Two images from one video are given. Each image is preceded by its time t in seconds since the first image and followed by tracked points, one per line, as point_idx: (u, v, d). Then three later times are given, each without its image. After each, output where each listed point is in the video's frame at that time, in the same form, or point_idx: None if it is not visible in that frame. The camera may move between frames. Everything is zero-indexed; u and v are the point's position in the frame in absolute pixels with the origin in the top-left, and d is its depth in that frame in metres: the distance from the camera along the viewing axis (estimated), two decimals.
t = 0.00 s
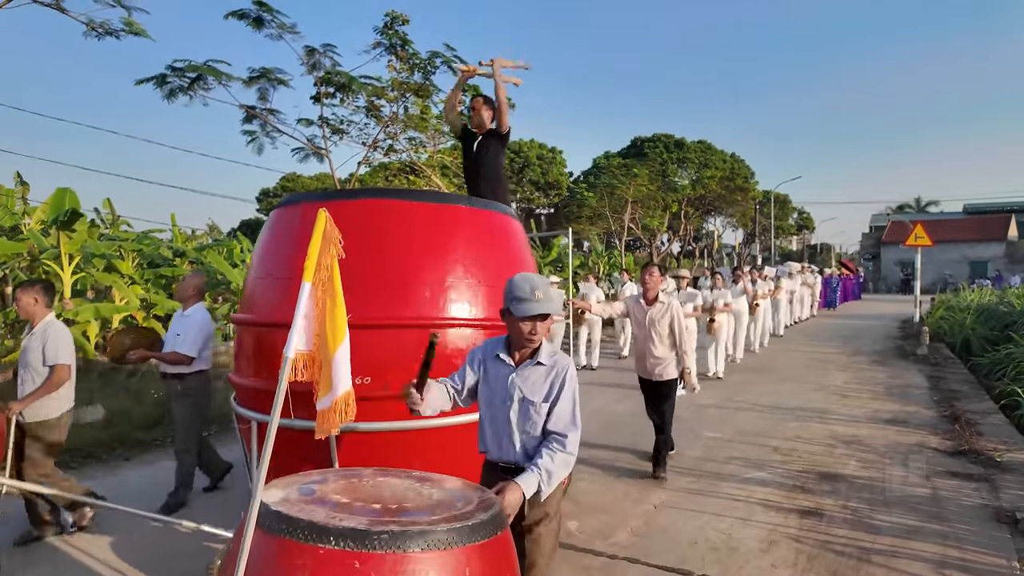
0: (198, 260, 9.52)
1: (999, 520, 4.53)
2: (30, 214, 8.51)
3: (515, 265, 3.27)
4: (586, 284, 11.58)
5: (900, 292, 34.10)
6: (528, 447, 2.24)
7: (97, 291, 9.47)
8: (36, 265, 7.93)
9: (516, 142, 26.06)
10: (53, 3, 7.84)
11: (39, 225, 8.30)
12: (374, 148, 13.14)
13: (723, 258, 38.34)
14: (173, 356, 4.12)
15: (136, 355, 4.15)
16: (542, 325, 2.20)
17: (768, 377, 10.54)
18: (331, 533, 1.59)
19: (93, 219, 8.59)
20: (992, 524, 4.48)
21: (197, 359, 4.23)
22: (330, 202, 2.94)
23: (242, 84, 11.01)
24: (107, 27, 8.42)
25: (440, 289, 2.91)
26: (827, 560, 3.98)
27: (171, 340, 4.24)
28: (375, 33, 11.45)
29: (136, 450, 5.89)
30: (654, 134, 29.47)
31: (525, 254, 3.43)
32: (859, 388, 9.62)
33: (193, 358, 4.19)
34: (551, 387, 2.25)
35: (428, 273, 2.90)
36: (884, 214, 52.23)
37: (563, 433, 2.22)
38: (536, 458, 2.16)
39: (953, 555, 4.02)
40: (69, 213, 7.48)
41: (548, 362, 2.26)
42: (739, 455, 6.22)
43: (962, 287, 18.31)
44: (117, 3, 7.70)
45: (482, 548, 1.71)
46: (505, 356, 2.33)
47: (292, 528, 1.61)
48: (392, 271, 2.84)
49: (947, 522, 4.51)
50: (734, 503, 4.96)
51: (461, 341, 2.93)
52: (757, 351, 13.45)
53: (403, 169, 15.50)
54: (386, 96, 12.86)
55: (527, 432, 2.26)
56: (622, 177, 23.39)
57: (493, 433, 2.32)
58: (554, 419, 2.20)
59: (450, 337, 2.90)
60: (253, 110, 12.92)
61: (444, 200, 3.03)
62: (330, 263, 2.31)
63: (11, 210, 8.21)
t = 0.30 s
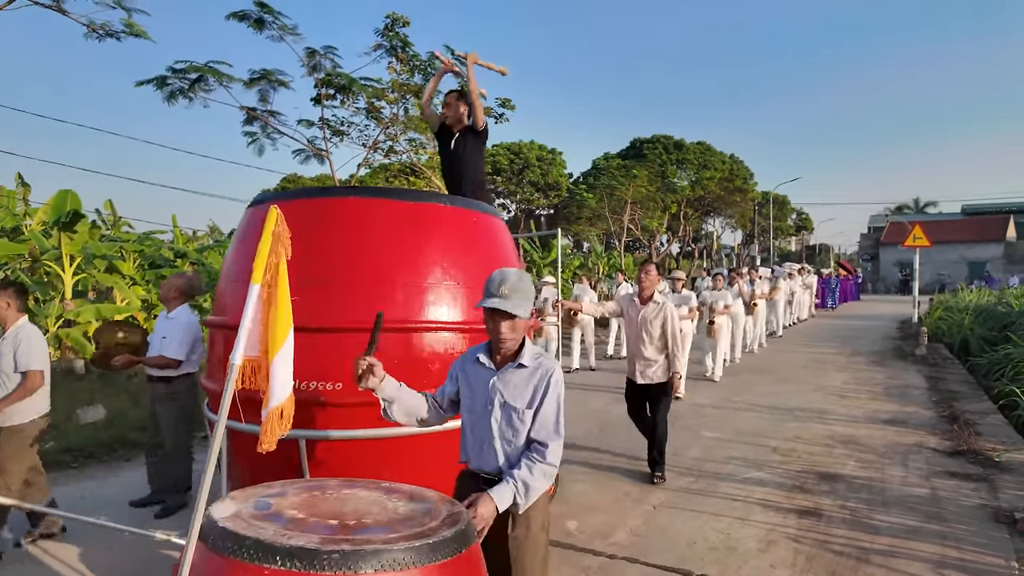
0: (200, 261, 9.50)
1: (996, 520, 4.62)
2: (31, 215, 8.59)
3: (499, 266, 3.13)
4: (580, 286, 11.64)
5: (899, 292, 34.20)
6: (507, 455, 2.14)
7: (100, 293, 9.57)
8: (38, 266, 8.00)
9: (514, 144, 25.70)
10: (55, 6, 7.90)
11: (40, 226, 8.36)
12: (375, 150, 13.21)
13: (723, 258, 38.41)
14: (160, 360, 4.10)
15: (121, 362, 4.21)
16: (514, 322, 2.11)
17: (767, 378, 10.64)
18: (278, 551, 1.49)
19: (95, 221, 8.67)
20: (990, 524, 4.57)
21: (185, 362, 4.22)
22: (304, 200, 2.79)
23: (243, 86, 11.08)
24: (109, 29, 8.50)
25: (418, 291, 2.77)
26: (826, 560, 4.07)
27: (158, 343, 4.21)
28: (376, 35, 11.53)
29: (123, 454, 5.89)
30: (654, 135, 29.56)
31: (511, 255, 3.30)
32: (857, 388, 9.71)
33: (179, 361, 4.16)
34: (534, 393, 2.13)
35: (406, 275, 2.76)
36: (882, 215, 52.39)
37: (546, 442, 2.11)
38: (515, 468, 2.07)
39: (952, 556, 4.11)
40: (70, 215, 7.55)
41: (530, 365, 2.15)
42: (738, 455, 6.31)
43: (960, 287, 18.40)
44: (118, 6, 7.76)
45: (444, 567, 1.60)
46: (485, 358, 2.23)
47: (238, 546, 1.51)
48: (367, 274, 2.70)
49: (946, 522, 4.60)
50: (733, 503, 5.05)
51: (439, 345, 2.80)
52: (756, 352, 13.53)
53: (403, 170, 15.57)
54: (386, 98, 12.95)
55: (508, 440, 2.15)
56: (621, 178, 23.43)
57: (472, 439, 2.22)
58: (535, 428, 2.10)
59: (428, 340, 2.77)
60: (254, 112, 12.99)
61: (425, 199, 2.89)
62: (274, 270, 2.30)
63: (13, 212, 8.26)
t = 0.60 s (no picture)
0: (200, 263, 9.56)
1: (994, 520, 4.67)
2: (31, 215, 8.67)
3: (481, 268, 3.05)
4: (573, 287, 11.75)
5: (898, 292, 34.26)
6: (470, 467, 2.02)
7: (100, 293, 9.61)
8: (37, 267, 8.04)
9: (513, 145, 25.69)
10: (55, 9, 7.94)
11: (40, 227, 8.41)
12: (375, 151, 13.25)
13: (722, 259, 38.47)
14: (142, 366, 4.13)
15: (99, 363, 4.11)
16: (458, 325, 1.99)
17: (765, 378, 10.69)
18: None
19: (95, 222, 8.71)
20: (989, 524, 4.61)
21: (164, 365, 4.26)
22: (276, 198, 2.72)
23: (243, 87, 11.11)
24: (109, 30, 8.53)
25: (393, 292, 2.68)
26: (824, 561, 4.12)
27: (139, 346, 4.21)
28: (376, 36, 11.58)
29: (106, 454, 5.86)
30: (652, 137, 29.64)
31: (494, 258, 3.21)
32: (855, 388, 9.78)
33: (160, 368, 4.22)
34: (494, 400, 2.01)
35: (380, 275, 2.67)
36: (881, 216, 52.31)
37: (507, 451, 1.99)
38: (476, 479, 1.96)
39: (949, 556, 4.16)
40: (69, 216, 7.61)
41: (489, 372, 2.02)
42: (736, 456, 6.35)
43: (959, 288, 18.49)
44: (117, 7, 7.80)
45: None
46: (443, 367, 2.12)
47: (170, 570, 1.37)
48: (339, 274, 2.62)
49: (943, 522, 4.65)
50: (733, 504, 5.09)
51: (414, 349, 2.70)
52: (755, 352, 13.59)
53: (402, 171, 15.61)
54: (386, 99, 12.99)
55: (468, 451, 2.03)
56: (621, 179, 23.49)
57: (433, 453, 2.10)
58: (495, 436, 1.98)
59: (403, 344, 2.68)
60: (253, 113, 13.03)
61: (402, 197, 2.81)
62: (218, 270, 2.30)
63: (13, 213, 8.30)
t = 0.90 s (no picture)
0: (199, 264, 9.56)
1: (993, 521, 4.67)
2: (31, 217, 8.67)
3: (459, 270, 3.05)
4: (568, 288, 11.74)
5: (897, 293, 34.26)
6: (420, 468, 2.02)
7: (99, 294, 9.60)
8: (37, 268, 8.03)
9: (512, 146, 25.72)
10: (55, 10, 7.95)
11: (39, 228, 8.44)
12: (374, 152, 13.26)
13: (721, 260, 38.48)
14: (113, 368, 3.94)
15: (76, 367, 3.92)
16: (407, 321, 2.01)
17: (764, 379, 10.69)
18: None
19: (94, 222, 8.71)
20: (988, 525, 4.62)
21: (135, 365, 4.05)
22: (250, 197, 2.69)
23: (242, 89, 11.12)
24: (109, 32, 8.53)
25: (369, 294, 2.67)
26: (823, 561, 4.12)
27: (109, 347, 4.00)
28: (376, 37, 11.58)
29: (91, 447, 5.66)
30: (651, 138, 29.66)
31: (474, 259, 3.21)
32: (854, 389, 9.78)
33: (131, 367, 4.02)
34: (444, 401, 2.00)
35: (355, 276, 2.66)
36: (881, 217, 52.29)
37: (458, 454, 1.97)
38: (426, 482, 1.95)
39: (948, 556, 4.16)
40: (68, 216, 7.65)
41: (440, 372, 2.02)
42: (735, 457, 6.36)
43: (958, 288, 18.50)
44: (116, 8, 7.78)
45: None
46: (396, 367, 2.13)
47: None
48: (313, 276, 2.60)
49: (942, 523, 4.66)
50: (731, 504, 5.10)
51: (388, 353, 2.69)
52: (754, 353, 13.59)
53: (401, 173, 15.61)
54: (385, 100, 13.01)
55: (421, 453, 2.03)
56: (620, 180, 23.47)
57: (386, 454, 2.11)
58: (445, 438, 1.97)
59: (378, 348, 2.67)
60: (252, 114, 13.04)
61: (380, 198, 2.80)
62: (141, 270, 2.18)
63: (12, 214, 8.30)
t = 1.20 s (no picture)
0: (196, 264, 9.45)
1: (993, 522, 4.57)
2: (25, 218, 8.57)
3: (439, 269, 2.83)
4: (562, 290, 11.64)
5: (897, 295, 34.13)
6: (381, 482, 1.87)
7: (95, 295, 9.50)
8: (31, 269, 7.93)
9: (511, 146, 25.65)
10: (48, 8, 7.86)
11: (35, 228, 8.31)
12: (371, 153, 13.16)
13: (720, 261, 38.37)
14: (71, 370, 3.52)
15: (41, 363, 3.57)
16: (363, 321, 1.86)
17: (763, 380, 10.58)
18: None
19: (89, 223, 8.61)
20: (987, 526, 4.51)
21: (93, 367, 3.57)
22: (213, 193, 2.47)
23: (239, 88, 11.02)
24: (104, 31, 8.44)
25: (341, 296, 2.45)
26: (822, 563, 4.02)
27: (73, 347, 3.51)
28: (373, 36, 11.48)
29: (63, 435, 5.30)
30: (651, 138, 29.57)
31: (457, 259, 3.00)
32: (854, 390, 9.67)
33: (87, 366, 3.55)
34: (408, 413, 1.84)
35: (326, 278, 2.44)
36: (880, 219, 52.23)
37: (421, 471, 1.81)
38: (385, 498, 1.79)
39: (948, 557, 4.06)
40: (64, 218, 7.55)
41: (406, 380, 1.86)
42: (734, 458, 6.25)
43: (958, 290, 18.36)
44: (111, 6, 7.69)
45: None
46: (363, 372, 1.97)
47: None
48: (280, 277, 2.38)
49: (941, 524, 4.56)
50: (730, 506, 5.00)
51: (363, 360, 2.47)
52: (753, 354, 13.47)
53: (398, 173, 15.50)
54: (382, 100, 12.90)
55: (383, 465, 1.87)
56: (619, 181, 23.35)
57: (347, 464, 1.96)
58: (409, 452, 1.81)
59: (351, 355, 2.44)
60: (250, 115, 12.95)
61: (353, 192, 2.58)
62: (35, 283, 2.36)
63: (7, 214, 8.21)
